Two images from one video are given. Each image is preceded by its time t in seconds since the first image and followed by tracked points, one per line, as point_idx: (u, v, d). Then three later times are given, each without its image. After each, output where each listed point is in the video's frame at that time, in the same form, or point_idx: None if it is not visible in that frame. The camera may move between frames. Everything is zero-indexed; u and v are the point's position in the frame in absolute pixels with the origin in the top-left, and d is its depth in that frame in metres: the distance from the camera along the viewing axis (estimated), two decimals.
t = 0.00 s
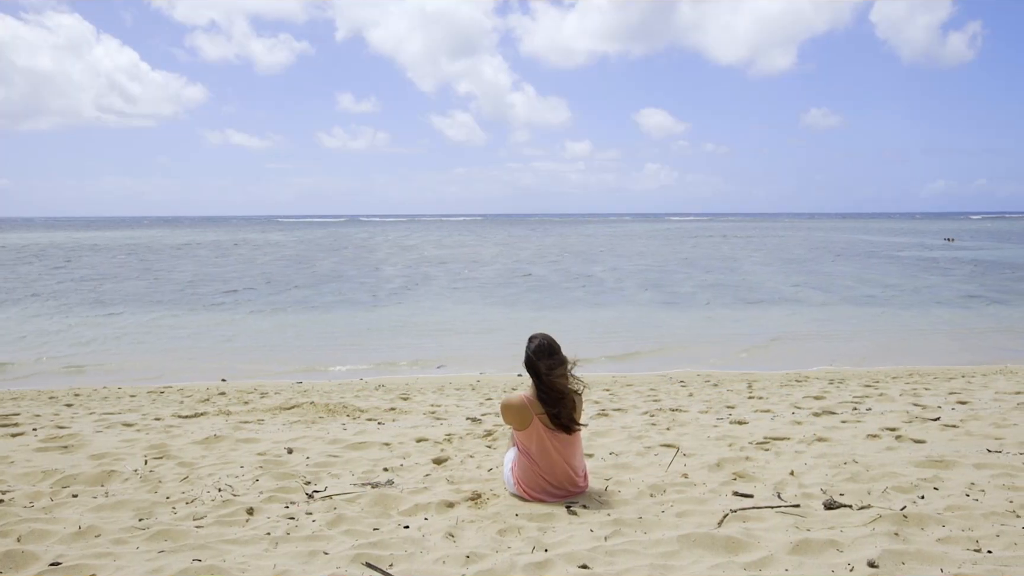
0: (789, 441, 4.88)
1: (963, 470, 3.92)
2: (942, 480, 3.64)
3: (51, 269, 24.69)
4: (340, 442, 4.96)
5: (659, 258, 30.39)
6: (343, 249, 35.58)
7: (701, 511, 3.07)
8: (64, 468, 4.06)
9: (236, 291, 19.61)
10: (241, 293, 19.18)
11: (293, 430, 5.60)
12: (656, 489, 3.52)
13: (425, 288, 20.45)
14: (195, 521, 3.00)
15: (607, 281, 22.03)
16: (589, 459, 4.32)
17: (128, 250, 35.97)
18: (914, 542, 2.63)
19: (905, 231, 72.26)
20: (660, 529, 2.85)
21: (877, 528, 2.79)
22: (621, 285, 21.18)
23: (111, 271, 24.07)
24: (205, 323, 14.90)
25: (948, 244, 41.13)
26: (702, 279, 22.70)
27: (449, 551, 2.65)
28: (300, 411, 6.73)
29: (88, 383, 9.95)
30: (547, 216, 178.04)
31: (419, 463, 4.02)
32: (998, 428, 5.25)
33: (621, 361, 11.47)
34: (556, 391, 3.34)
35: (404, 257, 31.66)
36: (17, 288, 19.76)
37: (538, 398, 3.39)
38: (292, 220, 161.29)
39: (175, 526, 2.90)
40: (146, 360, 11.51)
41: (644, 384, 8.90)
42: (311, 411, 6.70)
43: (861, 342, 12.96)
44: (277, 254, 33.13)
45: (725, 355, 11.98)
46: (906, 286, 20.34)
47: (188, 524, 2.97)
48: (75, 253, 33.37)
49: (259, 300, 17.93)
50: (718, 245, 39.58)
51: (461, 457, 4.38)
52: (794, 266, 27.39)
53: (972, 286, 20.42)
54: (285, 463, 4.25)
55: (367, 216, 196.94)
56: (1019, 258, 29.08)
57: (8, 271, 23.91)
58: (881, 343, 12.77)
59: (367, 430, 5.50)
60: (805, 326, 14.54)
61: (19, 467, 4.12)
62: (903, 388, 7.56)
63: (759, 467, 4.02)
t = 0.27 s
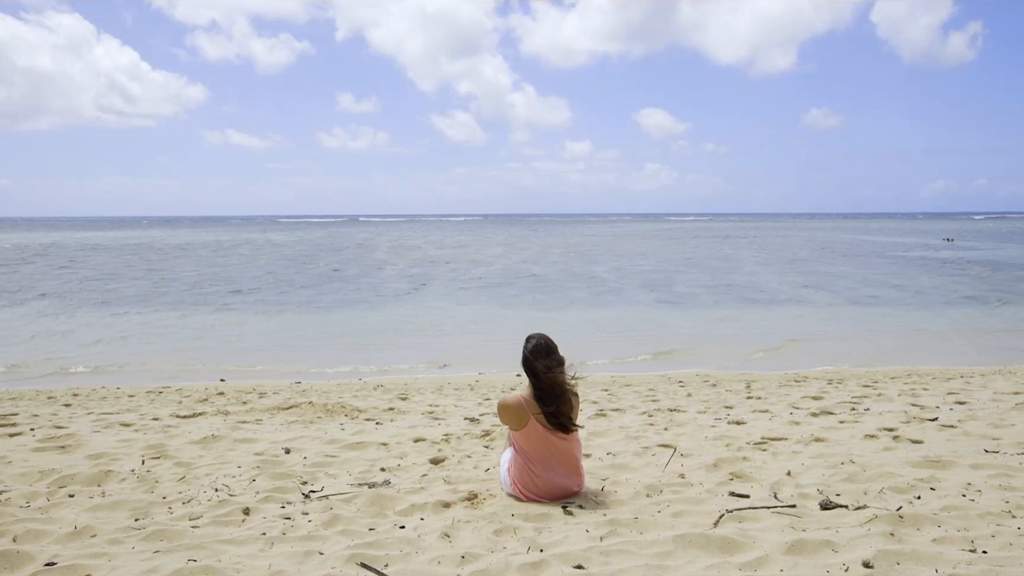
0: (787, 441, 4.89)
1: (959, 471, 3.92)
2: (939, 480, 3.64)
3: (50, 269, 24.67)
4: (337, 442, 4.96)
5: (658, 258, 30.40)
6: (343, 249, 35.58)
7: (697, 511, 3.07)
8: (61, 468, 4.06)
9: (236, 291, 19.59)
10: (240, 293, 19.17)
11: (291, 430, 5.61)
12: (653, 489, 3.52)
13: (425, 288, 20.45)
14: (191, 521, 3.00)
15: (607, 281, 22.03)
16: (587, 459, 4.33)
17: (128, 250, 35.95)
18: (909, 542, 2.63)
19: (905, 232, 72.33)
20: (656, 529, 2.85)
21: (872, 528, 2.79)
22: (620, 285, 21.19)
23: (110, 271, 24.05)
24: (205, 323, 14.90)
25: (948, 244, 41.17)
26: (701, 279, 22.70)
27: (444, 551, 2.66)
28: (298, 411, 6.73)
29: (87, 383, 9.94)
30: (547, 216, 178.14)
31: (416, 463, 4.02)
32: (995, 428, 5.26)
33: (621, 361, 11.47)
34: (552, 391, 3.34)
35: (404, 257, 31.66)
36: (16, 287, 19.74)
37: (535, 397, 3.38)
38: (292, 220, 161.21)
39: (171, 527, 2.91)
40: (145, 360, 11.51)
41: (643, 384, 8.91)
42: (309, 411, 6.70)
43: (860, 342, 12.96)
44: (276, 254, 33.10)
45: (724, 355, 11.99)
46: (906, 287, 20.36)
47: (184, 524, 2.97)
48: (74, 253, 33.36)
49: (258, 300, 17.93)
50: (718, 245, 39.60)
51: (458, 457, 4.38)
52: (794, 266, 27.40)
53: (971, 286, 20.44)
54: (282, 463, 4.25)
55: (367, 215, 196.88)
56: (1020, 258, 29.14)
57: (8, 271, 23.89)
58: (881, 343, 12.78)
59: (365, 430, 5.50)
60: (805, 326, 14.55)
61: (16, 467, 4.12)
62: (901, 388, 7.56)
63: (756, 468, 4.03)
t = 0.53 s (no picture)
0: (784, 441, 4.89)
1: (957, 471, 3.92)
2: (936, 481, 3.65)
3: (50, 269, 24.70)
4: (335, 441, 4.97)
5: (658, 258, 30.43)
6: (342, 250, 35.58)
7: (694, 512, 3.08)
8: (58, 469, 4.07)
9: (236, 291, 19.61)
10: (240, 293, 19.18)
11: (289, 430, 5.61)
12: (650, 489, 3.52)
13: (424, 288, 20.47)
14: (188, 522, 3.00)
15: (607, 281, 22.06)
16: (584, 459, 4.33)
17: (127, 249, 35.97)
18: (905, 543, 2.63)
19: (904, 232, 72.39)
20: (652, 529, 2.86)
21: (868, 529, 2.79)
22: (620, 285, 21.20)
23: (110, 271, 24.07)
24: (204, 323, 14.91)
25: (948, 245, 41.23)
26: (701, 280, 22.72)
27: (440, 551, 2.66)
28: (297, 411, 6.74)
29: (86, 383, 9.96)
30: (546, 216, 178.19)
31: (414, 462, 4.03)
32: (993, 428, 5.26)
33: (620, 361, 11.48)
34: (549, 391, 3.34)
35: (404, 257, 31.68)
36: (16, 287, 19.76)
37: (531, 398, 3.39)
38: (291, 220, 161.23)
39: (167, 527, 2.91)
40: (144, 360, 11.52)
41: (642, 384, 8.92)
42: (307, 411, 6.71)
43: (859, 342, 12.98)
44: (276, 254, 33.12)
45: (723, 355, 12.01)
46: (906, 287, 20.37)
47: (180, 524, 2.98)
48: (73, 253, 33.38)
49: (258, 300, 17.94)
50: (717, 245, 39.63)
51: (456, 457, 4.38)
52: (794, 266, 27.43)
53: (970, 286, 20.47)
54: (280, 463, 4.25)
55: (367, 216, 196.92)
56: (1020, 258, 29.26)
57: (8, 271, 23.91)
58: (880, 344, 12.79)
59: (363, 430, 5.51)
60: (804, 326, 14.57)
61: (13, 467, 4.13)
62: (900, 388, 7.57)
63: (753, 468, 4.03)
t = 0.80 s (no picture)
0: (782, 442, 4.89)
1: (954, 471, 3.92)
2: (933, 481, 3.65)
3: (49, 268, 24.70)
4: (333, 442, 4.98)
5: (658, 259, 30.45)
6: (341, 249, 35.59)
7: (691, 512, 3.07)
8: (56, 469, 4.06)
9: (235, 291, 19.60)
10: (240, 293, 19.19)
11: (287, 430, 5.62)
12: (647, 489, 3.52)
13: (424, 288, 20.49)
14: (184, 522, 3.00)
15: (606, 281, 22.08)
16: (582, 459, 4.33)
17: (127, 249, 35.97)
18: (901, 543, 2.63)
19: (904, 232, 72.46)
20: (649, 529, 2.86)
21: (865, 529, 2.79)
22: (619, 285, 21.21)
23: (109, 271, 24.07)
24: (204, 323, 14.90)
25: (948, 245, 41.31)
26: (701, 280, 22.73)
27: (436, 551, 2.66)
28: (295, 411, 6.75)
29: (85, 383, 9.96)
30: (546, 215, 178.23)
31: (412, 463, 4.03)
32: (991, 428, 5.26)
33: (619, 361, 11.49)
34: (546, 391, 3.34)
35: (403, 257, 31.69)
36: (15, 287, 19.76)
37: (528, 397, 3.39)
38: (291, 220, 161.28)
39: (164, 527, 2.91)
40: (144, 360, 11.53)
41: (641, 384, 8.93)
42: (306, 411, 6.71)
43: (859, 342, 12.99)
44: (276, 254, 33.15)
45: (722, 355, 12.01)
46: (905, 287, 20.39)
47: (177, 524, 2.98)
48: (73, 253, 33.41)
49: (258, 300, 17.94)
50: (717, 245, 39.67)
51: (453, 458, 4.38)
52: (793, 266, 27.45)
53: (970, 286, 20.49)
54: (277, 463, 4.25)
55: (367, 216, 196.98)
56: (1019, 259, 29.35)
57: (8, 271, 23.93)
58: (879, 344, 12.80)
59: (361, 430, 5.52)
60: (803, 327, 14.58)
61: (10, 467, 4.13)
62: (899, 388, 7.58)
63: (751, 468, 4.03)
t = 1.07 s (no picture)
0: (781, 442, 4.89)
1: (952, 472, 3.92)
2: (931, 482, 3.64)
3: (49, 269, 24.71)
4: (332, 442, 4.99)
5: (657, 259, 30.47)
6: (341, 250, 35.59)
7: (687, 513, 3.07)
8: (53, 469, 4.07)
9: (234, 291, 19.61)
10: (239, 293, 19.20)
11: (286, 430, 5.63)
12: (644, 490, 3.51)
13: (424, 288, 20.50)
14: (181, 522, 3.00)
15: (606, 282, 22.10)
16: (580, 460, 4.33)
17: (126, 249, 36.00)
18: (897, 543, 2.63)
19: (904, 233, 72.54)
20: (645, 529, 2.86)
21: (861, 529, 2.79)
22: (619, 286, 21.22)
23: (108, 271, 24.08)
24: (203, 323, 14.91)
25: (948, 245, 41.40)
26: (700, 280, 22.73)
27: (432, 551, 2.66)
28: (294, 411, 6.76)
29: (85, 383, 9.97)
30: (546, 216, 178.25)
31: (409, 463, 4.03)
32: (990, 429, 5.25)
33: (619, 361, 11.51)
34: (544, 390, 3.34)
35: (403, 257, 31.74)
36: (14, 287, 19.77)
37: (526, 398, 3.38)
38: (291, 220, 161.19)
39: (160, 528, 2.91)
40: (143, 360, 11.54)
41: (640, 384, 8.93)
42: (304, 411, 6.71)
43: (858, 342, 13.00)
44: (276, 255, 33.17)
45: (721, 355, 12.01)
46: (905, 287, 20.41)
47: (174, 525, 2.98)
48: (74, 253, 33.48)
49: (257, 301, 17.95)
50: (716, 246, 39.71)
51: (451, 458, 4.37)
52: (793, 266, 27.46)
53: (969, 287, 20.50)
54: (275, 464, 4.25)
55: (366, 215, 196.83)
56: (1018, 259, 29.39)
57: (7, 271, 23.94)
58: (878, 344, 12.80)
59: (359, 431, 5.53)
60: (803, 327, 14.59)
61: (8, 467, 4.13)
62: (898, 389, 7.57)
63: (749, 469, 4.02)
